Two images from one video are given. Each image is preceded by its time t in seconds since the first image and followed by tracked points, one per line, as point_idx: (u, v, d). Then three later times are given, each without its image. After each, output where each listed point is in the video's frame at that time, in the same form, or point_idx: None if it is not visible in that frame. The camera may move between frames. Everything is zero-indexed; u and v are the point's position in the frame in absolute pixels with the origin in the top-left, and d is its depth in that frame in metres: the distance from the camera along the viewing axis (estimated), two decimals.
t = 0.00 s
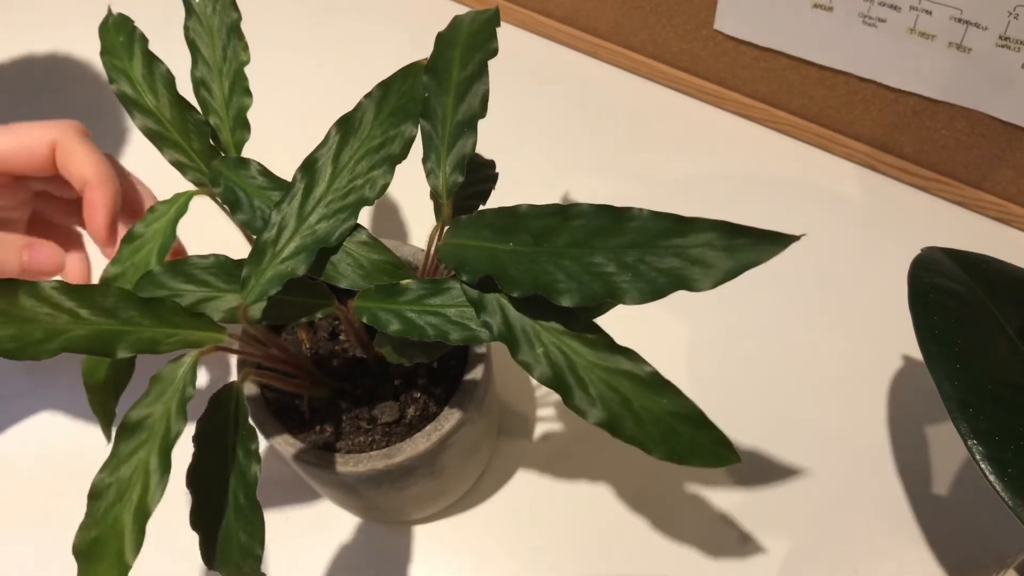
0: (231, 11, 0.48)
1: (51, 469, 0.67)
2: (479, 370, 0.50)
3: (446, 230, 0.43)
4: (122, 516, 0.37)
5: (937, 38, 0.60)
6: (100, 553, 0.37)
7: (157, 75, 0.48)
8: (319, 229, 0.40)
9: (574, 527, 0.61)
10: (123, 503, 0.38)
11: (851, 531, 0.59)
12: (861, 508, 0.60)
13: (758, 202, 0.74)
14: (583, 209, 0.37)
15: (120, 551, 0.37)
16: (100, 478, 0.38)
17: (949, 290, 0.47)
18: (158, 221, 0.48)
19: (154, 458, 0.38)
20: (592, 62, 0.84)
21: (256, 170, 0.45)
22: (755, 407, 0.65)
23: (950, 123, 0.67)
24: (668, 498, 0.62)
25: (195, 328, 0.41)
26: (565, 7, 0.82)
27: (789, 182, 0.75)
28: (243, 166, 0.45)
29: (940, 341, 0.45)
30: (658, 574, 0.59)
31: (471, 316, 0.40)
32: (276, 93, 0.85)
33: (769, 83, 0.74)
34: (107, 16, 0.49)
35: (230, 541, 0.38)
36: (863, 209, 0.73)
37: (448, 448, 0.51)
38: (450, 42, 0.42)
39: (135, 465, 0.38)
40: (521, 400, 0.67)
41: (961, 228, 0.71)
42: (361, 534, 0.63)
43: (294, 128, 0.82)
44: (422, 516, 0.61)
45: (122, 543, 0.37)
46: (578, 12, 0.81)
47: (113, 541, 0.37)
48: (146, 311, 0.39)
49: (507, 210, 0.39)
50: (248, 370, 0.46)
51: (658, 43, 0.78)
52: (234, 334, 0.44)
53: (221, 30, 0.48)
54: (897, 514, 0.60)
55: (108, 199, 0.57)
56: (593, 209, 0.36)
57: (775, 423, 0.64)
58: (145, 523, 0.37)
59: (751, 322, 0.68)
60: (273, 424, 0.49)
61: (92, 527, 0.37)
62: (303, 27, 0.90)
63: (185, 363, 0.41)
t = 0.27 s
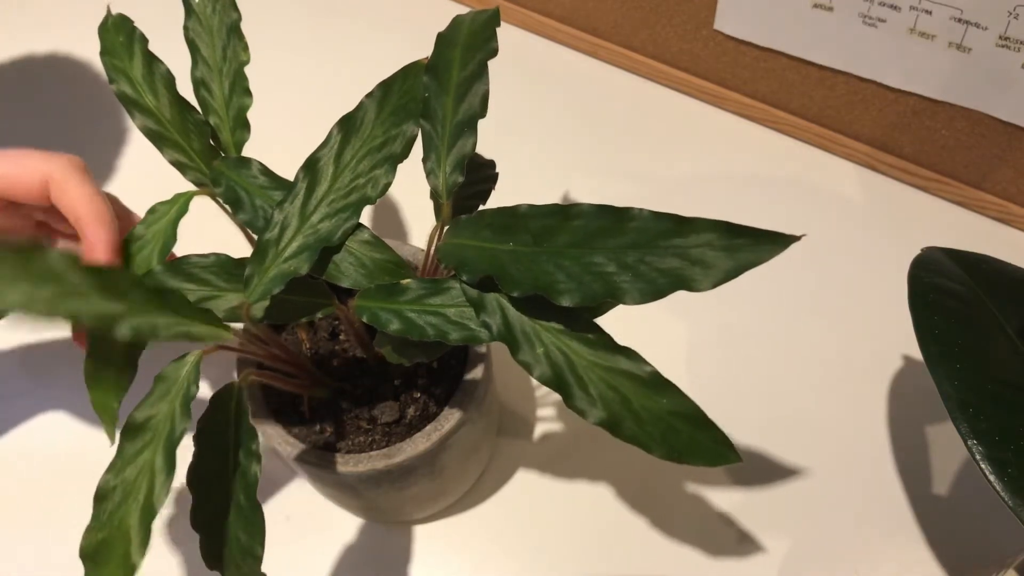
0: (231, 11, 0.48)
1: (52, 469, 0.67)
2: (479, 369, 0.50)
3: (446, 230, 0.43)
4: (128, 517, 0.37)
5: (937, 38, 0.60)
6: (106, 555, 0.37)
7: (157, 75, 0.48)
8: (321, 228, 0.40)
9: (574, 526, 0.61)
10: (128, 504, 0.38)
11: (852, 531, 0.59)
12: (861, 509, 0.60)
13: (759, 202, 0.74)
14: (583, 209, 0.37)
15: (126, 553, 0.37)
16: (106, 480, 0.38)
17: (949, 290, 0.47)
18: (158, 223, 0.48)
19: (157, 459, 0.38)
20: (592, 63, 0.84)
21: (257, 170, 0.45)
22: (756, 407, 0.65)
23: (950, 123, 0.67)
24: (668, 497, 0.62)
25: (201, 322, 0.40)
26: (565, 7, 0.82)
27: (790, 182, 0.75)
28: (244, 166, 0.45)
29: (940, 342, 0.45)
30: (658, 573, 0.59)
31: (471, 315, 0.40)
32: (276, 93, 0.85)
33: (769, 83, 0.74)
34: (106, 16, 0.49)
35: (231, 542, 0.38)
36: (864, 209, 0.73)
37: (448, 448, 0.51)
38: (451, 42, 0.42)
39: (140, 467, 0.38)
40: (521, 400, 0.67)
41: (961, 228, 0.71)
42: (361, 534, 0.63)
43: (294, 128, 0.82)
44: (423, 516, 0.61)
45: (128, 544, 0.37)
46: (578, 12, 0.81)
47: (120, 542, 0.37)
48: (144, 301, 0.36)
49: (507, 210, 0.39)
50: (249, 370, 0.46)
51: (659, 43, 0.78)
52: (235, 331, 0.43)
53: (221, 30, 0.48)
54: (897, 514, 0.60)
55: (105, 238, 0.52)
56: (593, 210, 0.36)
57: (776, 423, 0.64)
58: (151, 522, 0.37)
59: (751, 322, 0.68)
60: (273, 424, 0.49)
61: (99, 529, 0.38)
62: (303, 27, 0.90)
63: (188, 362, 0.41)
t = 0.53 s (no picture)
0: (231, 11, 0.49)
1: (53, 469, 0.67)
2: (479, 370, 0.50)
3: (446, 230, 0.43)
4: (125, 516, 0.37)
5: (937, 38, 0.60)
6: (104, 554, 0.37)
7: (157, 75, 0.47)
8: (323, 227, 0.40)
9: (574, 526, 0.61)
10: (126, 503, 0.38)
11: (851, 531, 0.59)
12: (862, 508, 0.60)
13: (759, 202, 0.74)
14: (583, 210, 0.37)
15: (124, 553, 0.37)
16: (104, 478, 0.38)
17: (949, 290, 0.47)
18: (154, 220, 0.48)
19: (156, 458, 0.38)
20: (592, 62, 0.84)
21: (259, 170, 0.45)
22: (756, 407, 0.65)
23: (950, 123, 0.67)
24: (669, 497, 0.62)
25: (203, 315, 0.40)
26: (565, 7, 0.82)
27: (790, 182, 0.75)
28: (245, 165, 0.45)
29: (940, 342, 0.45)
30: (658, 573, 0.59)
31: (469, 316, 0.40)
32: (276, 93, 0.85)
33: (769, 83, 0.74)
34: (108, 15, 0.48)
35: (230, 542, 0.38)
36: (863, 209, 0.73)
37: (448, 448, 0.51)
38: (452, 42, 0.42)
39: (138, 465, 0.38)
40: (521, 400, 0.67)
41: (961, 228, 0.71)
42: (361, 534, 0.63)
43: (294, 128, 0.82)
44: (423, 516, 0.61)
45: (125, 544, 0.37)
46: (578, 12, 0.81)
47: (118, 542, 0.37)
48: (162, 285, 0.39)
49: (506, 211, 0.39)
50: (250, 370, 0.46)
51: (659, 43, 0.78)
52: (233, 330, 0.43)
53: (221, 31, 0.49)
54: (897, 514, 0.60)
55: None
56: (593, 210, 0.36)
57: (776, 423, 0.64)
58: (148, 521, 0.37)
59: (752, 322, 0.68)
60: (274, 424, 0.49)
61: (96, 527, 0.37)
62: (303, 27, 0.90)
63: (189, 360, 0.41)
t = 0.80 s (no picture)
0: (223, 15, 0.48)
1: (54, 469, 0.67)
2: (479, 370, 0.50)
3: (445, 230, 0.43)
4: (146, 525, 0.37)
5: (938, 38, 0.60)
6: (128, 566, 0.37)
7: (139, 87, 0.47)
8: (324, 227, 0.40)
9: (575, 526, 0.61)
10: (144, 512, 0.37)
11: (852, 530, 0.59)
12: (861, 509, 0.60)
13: (759, 201, 0.74)
14: (582, 210, 0.37)
15: (148, 561, 0.37)
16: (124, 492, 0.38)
17: (949, 290, 0.47)
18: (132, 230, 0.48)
19: (172, 460, 0.38)
20: (592, 62, 0.84)
21: (259, 170, 0.45)
22: (756, 407, 0.65)
23: (949, 123, 0.67)
24: (669, 497, 0.62)
25: (203, 316, 0.40)
26: (565, 7, 0.82)
27: (790, 182, 0.75)
28: (245, 166, 0.45)
29: (939, 342, 0.45)
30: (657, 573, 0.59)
31: (469, 316, 0.40)
32: (276, 93, 0.85)
33: (769, 83, 0.74)
34: (86, 24, 0.47)
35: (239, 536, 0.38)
36: (864, 209, 0.73)
37: (448, 449, 0.51)
38: (452, 41, 0.42)
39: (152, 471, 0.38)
40: (520, 400, 0.67)
41: (961, 228, 0.71)
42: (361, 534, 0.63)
43: (294, 128, 0.82)
44: (423, 516, 0.61)
45: (149, 553, 0.37)
46: (578, 12, 0.81)
47: (138, 552, 0.37)
48: (161, 288, 0.39)
49: (506, 211, 0.39)
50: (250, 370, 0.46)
51: (659, 43, 0.78)
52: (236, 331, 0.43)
53: (212, 37, 0.49)
54: (897, 514, 0.60)
55: None
56: (591, 210, 0.36)
57: (776, 423, 0.64)
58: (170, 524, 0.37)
59: (752, 322, 0.68)
60: (274, 424, 0.49)
61: (121, 541, 0.37)
62: (303, 27, 0.90)
63: (191, 363, 0.41)
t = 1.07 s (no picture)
0: (226, 11, 0.48)
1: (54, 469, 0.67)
2: (480, 369, 0.50)
3: (446, 230, 0.43)
4: (138, 520, 0.37)
5: (938, 38, 0.60)
6: (119, 560, 0.37)
7: (145, 82, 0.47)
8: (325, 226, 0.40)
9: (575, 526, 0.61)
10: (139, 507, 0.37)
11: (852, 530, 0.59)
12: (861, 509, 0.60)
13: (759, 201, 0.74)
14: (583, 210, 0.37)
15: (139, 556, 0.37)
16: (117, 483, 0.38)
17: (950, 290, 0.47)
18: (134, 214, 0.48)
19: (167, 458, 0.38)
20: (592, 62, 0.84)
21: (260, 169, 0.45)
22: (755, 408, 0.65)
23: (949, 123, 0.67)
24: (669, 497, 0.62)
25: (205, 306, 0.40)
26: (565, 7, 0.82)
27: (790, 182, 0.75)
28: (247, 165, 0.45)
29: (940, 342, 0.45)
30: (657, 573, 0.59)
31: (469, 315, 0.40)
32: (276, 93, 0.85)
33: (769, 83, 0.74)
34: (90, 25, 0.47)
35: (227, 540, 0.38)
36: (864, 209, 0.73)
37: (448, 448, 0.51)
38: (455, 42, 0.42)
39: (145, 467, 0.38)
40: (520, 400, 0.67)
41: (961, 228, 0.71)
42: (361, 534, 0.63)
43: (294, 128, 0.82)
44: (423, 516, 0.61)
45: (141, 547, 0.37)
46: (578, 12, 0.81)
47: (132, 545, 0.37)
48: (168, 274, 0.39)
49: (507, 211, 0.39)
50: (250, 370, 0.46)
51: (659, 43, 0.78)
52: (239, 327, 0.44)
53: (217, 33, 0.49)
54: (897, 514, 0.60)
55: None
56: (592, 210, 0.36)
57: (776, 423, 0.64)
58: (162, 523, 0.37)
59: (751, 322, 0.68)
60: (273, 423, 0.49)
61: (109, 534, 0.37)
62: (303, 27, 0.90)
63: (192, 359, 0.41)
